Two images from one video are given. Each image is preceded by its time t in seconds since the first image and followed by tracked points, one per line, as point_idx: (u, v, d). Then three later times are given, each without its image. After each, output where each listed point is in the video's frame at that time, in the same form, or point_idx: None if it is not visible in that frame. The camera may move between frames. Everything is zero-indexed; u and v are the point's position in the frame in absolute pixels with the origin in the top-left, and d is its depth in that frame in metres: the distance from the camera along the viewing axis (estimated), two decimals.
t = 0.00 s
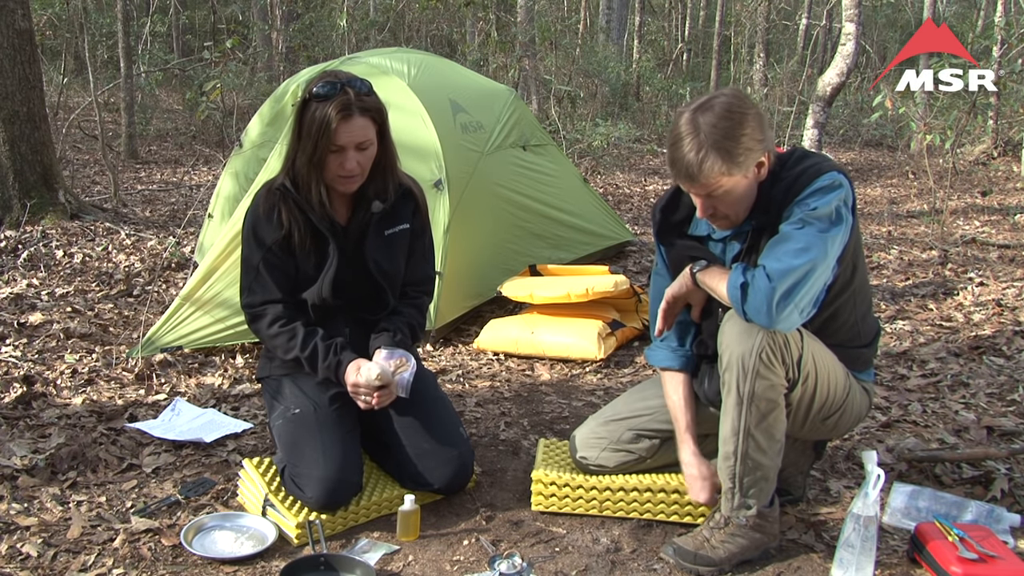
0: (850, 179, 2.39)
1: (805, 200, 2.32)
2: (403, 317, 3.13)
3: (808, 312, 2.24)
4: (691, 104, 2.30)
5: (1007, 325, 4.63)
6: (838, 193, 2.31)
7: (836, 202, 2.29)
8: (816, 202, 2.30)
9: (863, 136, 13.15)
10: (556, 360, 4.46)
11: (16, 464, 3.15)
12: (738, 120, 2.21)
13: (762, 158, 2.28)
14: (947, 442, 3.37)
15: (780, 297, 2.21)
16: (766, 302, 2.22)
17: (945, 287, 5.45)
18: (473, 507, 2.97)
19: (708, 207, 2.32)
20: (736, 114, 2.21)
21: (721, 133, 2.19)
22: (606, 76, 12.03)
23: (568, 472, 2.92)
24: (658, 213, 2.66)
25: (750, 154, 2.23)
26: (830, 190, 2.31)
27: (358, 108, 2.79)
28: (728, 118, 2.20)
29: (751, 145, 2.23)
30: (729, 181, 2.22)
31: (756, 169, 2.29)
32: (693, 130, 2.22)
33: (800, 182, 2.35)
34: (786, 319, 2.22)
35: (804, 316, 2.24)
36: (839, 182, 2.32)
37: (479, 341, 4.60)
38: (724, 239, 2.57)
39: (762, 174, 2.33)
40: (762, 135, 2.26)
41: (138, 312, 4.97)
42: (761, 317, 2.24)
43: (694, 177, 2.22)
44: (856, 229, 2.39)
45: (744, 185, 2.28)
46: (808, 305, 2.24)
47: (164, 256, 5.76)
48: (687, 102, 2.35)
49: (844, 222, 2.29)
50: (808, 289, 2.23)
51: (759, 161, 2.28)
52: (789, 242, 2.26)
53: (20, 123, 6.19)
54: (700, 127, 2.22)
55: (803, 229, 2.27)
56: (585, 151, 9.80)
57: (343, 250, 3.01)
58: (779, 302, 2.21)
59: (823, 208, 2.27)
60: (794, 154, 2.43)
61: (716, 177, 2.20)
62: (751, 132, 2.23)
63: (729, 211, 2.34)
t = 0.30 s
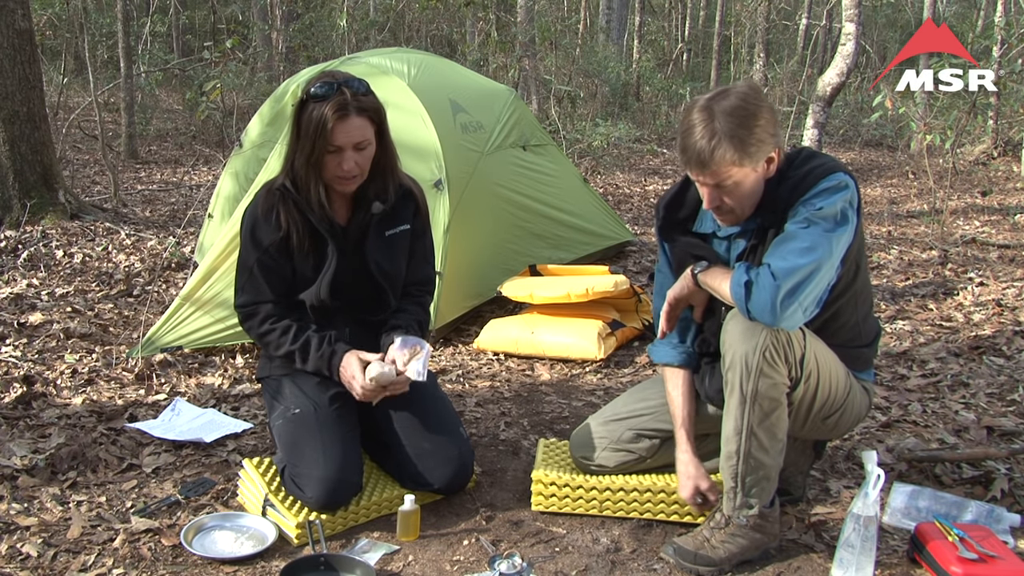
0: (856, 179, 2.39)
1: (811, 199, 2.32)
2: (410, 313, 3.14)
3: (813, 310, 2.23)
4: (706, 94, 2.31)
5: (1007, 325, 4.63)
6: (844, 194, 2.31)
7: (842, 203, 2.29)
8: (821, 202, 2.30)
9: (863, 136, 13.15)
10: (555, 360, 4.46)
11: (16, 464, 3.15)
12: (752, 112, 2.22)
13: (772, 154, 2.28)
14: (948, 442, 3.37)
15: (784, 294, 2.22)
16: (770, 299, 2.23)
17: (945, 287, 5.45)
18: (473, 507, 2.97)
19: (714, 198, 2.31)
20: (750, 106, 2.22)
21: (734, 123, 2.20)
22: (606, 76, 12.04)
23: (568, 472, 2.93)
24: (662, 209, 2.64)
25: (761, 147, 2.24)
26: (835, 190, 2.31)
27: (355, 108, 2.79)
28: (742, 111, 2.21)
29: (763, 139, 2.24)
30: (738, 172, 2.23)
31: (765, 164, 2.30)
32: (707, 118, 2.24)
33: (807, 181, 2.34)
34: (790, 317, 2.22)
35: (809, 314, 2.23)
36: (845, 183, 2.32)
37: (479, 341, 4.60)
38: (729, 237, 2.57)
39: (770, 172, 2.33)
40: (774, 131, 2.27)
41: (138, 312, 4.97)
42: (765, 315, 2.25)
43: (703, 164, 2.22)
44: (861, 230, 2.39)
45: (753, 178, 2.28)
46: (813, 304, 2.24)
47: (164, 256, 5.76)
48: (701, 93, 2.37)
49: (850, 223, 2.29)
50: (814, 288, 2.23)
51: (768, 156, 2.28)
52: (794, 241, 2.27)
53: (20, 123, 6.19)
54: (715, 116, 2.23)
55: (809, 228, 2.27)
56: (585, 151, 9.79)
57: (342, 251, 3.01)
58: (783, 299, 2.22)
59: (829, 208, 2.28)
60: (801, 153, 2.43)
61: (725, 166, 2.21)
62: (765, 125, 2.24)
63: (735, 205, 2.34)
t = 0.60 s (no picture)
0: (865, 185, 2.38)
1: (819, 203, 2.31)
2: (400, 312, 3.11)
3: (810, 314, 2.23)
4: (731, 86, 2.33)
5: (1007, 325, 4.63)
6: (852, 200, 2.30)
7: (848, 209, 2.28)
8: (829, 206, 2.29)
9: (863, 136, 13.15)
10: (556, 360, 4.46)
11: (16, 464, 3.15)
12: (774, 110, 2.23)
13: (785, 157, 2.29)
14: (947, 442, 3.37)
15: (783, 295, 2.21)
16: (769, 299, 2.23)
17: (945, 287, 5.45)
18: (473, 507, 2.97)
19: (719, 188, 2.34)
20: (772, 106, 2.23)
21: (753, 119, 2.21)
22: (606, 76, 12.05)
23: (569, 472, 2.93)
24: (668, 199, 2.69)
25: (777, 147, 2.25)
26: (844, 196, 2.30)
27: (350, 109, 2.78)
28: (764, 109, 2.22)
29: (780, 140, 2.25)
30: (747, 167, 2.25)
31: (777, 166, 2.31)
32: (727, 109, 2.26)
33: (818, 185, 2.33)
34: (788, 318, 2.22)
35: (807, 318, 2.23)
36: (855, 189, 2.31)
37: (479, 341, 4.60)
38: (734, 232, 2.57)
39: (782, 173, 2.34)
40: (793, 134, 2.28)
41: (138, 312, 4.97)
42: (763, 315, 2.24)
43: (713, 154, 2.26)
44: (867, 237, 2.38)
45: (763, 176, 2.29)
46: (812, 306, 2.23)
47: (164, 256, 5.76)
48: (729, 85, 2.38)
49: (855, 230, 2.28)
50: (815, 292, 2.22)
51: (781, 159, 2.29)
52: (798, 242, 2.26)
53: (20, 123, 6.19)
54: (736, 108, 2.25)
55: (814, 231, 2.26)
56: (585, 151, 9.79)
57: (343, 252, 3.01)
58: (783, 300, 2.22)
59: (835, 213, 2.27)
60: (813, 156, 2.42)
61: (732, 159, 2.24)
62: (785, 126, 2.25)
63: (740, 201, 2.36)
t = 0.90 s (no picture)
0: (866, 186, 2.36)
1: (817, 202, 2.30)
2: (409, 313, 3.13)
3: (798, 312, 2.24)
4: (749, 77, 2.34)
5: (1007, 325, 4.63)
6: (850, 200, 2.29)
7: (845, 210, 2.28)
8: (826, 206, 2.28)
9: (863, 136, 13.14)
10: (556, 360, 4.46)
11: (16, 464, 3.15)
12: (787, 109, 2.23)
13: (790, 157, 2.29)
14: (948, 442, 3.37)
15: (771, 291, 2.22)
16: (756, 296, 2.23)
17: (945, 287, 5.45)
18: (473, 507, 2.97)
19: (720, 176, 2.36)
20: (786, 104, 2.23)
21: (763, 114, 2.22)
22: (606, 76, 12.04)
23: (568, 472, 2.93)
24: (674, 188, 2.72)
25: (785, 145, 2.26)
26: (842, 196, 2.30)
27: (345, 109, 2.78)
28: (778, 107, 2.23)
29: (789, 140, 2.25)
30: (751, 160, 2.27)
31: (780, 166, 2.31)
32: (742, 99, 2.27)
33: (820, 184, 2.33)
34: (775, 315, 2.23)
35: (794, 315, 2.24)
36: (854, 190, 2.30)
37: (479, 341, 4.60)
38: (736, 225, 2.57)
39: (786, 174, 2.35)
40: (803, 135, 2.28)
41: (138, 312, 4.97)
42: (751, 312, 2.25)
43: (720, 141, 2.28)
44: (867, 238, 2.37)
45: (766, 172, 2.31)
46: (799, 305, 2.23)
47: (164, 256, 5.76)
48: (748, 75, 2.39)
49: (851, 230, 2.27)
50: (803, 289, 2.23)
51: (786, 159, 2.30)
52: (790, 240, 2.25)
53: (20, 123, 6.19)
54: (753, 99, 2.26)
55: (808, 229, 2.26)
56: (585, 151, 9.79)
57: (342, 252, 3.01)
58: (770, 296, 2.22)
59: (832, 213, 2.26)
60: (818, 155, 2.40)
61: (736, 148, 2.26)
62: (797, 126, 2.25)
63: (741, 195, 2.37)
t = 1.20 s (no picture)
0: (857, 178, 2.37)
1: (806, 194, 2.31)
2: (405, 309, 3.12)
3: (796, 304, 2.24)
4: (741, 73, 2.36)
5: (1007, 325, 4.63)
6: (840, 190, 2.29)
7: (835, 199, 2.28)
8: (816, 197, 2.29)
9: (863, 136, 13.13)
10: (556, 360, 4.46)
11: (16, 464, 3.15)
12: (775, 105, 2.24)
13: (776, 152, 2.29)
14: (947, 442, 3.37)
15: (764, 283, 2.24)
16: (753, 291, 2.24)
17: (945, 287, 5.45)
18: (473, 507, 2.97)
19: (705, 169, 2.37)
20: (774, 99, 2.24)
21: (750, 108, 2.24)
22: (606, 76, 12.05)
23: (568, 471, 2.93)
24: (670, 191, 2.75)
25: (770, 139, 2.26)
26: (831, 187, 2.30)
27: (341, 109, 2.77)
28: (766, 101, 2.24)
29: (775, 135, 2.26)
30: (734, 152, 2.28)
31: (767, 161, 2.31)
32: (730, 93, 2.29)
33: (809, 177, 2.33)
34: (774, 307, 2.24)
35: (793, 307, 2.25)
36: (843, 181, 2.30)
37: (479, 341, 4.60)
38: (730, 225, 2.57)
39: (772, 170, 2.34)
40: (790, 130, 2.28)
41: (138, 312, 4.97)
42: (748, 310, 2.26)
43: (707, 134, 2.30)
44: (860, 230, 2.37)
45: (752, 166, 2.31)
46: (796, 296, 2.24)
47: (164, 256, 5.76)
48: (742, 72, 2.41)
49: (843, 219, 2.27)
50: (798, 280, 2.23)
51: (772, 154, 2.30)
52: (782, 233, 2.25)
53: (20, 123, 6.19)
54: (740, 94, 2.28)
55: (799, 222, 2.26)
56: (585, 151, 9.79)
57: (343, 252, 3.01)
58: (765, 288, 2.23)
59: (822, 204, 2.27)
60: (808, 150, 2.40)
61: (720, 140, 2.28)
62: (785, 122, 2.26)
63: (727, 189, 2.37)
